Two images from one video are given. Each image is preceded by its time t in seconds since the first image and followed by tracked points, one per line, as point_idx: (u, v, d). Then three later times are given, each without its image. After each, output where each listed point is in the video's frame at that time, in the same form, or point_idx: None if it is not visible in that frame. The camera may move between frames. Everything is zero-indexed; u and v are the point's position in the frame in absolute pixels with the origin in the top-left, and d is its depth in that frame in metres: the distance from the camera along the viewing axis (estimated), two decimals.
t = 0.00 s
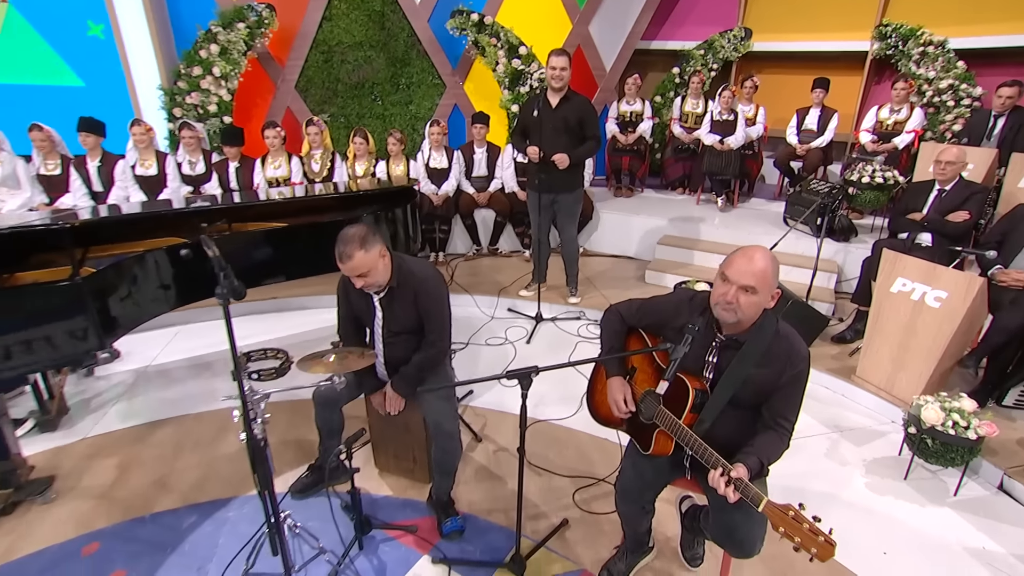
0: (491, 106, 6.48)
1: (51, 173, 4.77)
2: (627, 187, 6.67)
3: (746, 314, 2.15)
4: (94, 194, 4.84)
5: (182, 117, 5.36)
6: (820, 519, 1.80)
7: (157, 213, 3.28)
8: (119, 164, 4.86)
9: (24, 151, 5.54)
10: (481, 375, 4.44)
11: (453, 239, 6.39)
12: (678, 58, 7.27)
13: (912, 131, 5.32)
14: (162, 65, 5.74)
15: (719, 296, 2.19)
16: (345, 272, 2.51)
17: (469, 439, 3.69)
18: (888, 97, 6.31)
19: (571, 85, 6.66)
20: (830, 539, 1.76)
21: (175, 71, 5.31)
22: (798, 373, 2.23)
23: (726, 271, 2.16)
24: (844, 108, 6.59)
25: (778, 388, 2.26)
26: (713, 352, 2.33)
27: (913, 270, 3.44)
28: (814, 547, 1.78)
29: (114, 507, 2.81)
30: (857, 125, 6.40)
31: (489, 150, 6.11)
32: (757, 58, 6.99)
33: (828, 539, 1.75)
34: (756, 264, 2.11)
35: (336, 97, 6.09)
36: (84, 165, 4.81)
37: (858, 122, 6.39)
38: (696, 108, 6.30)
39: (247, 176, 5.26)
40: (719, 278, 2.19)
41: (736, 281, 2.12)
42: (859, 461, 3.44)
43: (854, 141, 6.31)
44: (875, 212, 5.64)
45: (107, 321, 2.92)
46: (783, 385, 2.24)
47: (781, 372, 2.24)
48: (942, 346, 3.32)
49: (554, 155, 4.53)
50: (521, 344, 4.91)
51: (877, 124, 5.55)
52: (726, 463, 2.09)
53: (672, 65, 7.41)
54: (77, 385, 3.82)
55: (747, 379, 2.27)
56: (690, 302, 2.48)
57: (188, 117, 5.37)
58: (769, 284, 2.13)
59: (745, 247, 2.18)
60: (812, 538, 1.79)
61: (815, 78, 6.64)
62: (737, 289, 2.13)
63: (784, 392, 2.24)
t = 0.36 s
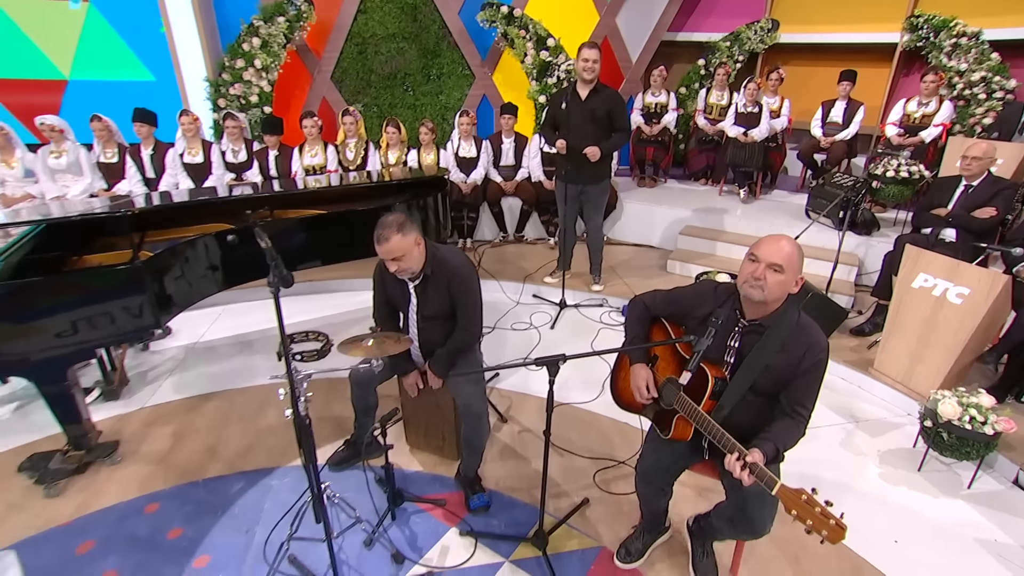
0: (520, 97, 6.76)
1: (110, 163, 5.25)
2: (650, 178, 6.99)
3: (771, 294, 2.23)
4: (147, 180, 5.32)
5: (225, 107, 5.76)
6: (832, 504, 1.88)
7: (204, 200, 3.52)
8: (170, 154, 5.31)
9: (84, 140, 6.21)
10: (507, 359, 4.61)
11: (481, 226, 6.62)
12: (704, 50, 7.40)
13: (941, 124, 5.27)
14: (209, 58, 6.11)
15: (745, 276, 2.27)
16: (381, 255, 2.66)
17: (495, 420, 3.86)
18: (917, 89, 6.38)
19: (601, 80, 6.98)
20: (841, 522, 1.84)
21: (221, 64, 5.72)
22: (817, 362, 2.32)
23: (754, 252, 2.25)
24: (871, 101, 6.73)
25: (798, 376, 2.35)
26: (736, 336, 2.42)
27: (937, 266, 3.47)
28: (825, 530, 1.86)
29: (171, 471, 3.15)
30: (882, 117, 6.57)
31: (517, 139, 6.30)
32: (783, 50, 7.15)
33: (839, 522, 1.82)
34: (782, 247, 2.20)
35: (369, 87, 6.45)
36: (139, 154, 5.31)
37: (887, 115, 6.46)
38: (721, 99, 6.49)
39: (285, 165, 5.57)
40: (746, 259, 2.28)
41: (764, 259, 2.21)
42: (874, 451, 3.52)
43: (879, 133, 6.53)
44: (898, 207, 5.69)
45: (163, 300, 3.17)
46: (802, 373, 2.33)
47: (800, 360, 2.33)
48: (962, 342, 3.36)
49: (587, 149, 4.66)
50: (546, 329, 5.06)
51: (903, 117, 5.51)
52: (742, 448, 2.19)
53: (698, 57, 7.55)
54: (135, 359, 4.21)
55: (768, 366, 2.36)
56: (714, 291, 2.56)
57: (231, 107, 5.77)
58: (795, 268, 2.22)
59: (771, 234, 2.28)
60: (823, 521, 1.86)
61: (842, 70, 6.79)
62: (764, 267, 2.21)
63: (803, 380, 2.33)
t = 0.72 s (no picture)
0: (546, 88, 7.12)
1: (160, 149, 6.11)
2: (673, 168, 7.12)
3: (797, 275, 2.34)
4: (193, 165, 6.15)
5: (264, 96, 6.48)
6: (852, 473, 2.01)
7: (245, 186, 3.85)
8: (214, 141, 6.06)
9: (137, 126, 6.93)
10: (530, 343, 4.76)
11: (506, 213, 6.84)
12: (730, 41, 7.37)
13: (971, 117, 5.20)
14: (250, 49, 6.50)
15: (772, 260, 2.38)
16: (416, 248, 2.80)
17: (519, 401, 4.02)
18: (944, 83, 6.28)
19: (626, 71, 7.10)
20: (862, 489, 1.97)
21: (261, 54, 6.37)
22: (837, 345, 2.39)
23: (780, 235, 2.38)
24: (897, 93, 6.67)
25: (817, 358, 2.41)
26: (760, 318, 2.52)
27: (960, 263, 3.49)
28: (847, 496, 1.99)
29: (219, 440, 3.50)
30: (909, 111, 6.49)
31: (544, 129, 6.43)
32: (809, 42, 7.15)
33: (862, 489, 1.95)
34: (806, 231, 2.34)
35: (400, 77, 6.95)
36: (186, 141, 6.11)
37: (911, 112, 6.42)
38: (746, 91, 6.54)
39: (321, 152, 6.22)
40: (771, 243, 2.40)
41: (791, 242, 2.33)
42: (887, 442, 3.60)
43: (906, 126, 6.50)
44: (922, 201, 5.67)
45: (211, 279, 3.38)
46: (823, 354, 2.40)
47: (821, 342, 2.41)
48: (982, 338, 3.41)
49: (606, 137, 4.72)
50: (569, 314, 5.19)
51: (932, 110, 5.51)
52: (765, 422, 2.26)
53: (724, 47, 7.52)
54: (185, 333, 4.69)
55: (789, 348, 2.43)
56: (738, 279, 2.65)
57: (271, 95, 6.49)
58: (818, 251, 2.35)
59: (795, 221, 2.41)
60: (846, 489, 1.99)
61: (869, 62, 6.75)
62: (790, 249, 2.34)
63: (823, 362, 2.40)
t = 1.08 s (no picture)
0: (573, 76, 7.19)
1: (199, 135, 6.39)
2: (699, 158, 7.12)
3: (829, 264, 2.39)
4: (229, 151, 6.40)
5: (297, 83, 6.71)
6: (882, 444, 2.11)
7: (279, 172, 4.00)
8: (249, 128, 6.33)
9: (178, 113, 7.11)
10: (554, 329, 4.85)
11: (531, 201, 6.92)
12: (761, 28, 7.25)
13: (1011, 109, 5.08)
14: (282, 36, 6.63)
15: (802, 249, 2.44)
16: (447, 231, 2.89)
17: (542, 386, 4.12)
18: (987, 72, 6.12)
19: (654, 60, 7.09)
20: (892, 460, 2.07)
21: (294, 43, 6.59)
22: (864, 333, 2.43)
23: (811, 225, 2.42)
24: (935, 83, 6.58)
25: (844, 345, 2.45)
26: (789, 306, 2.55)
27: (993, 261, 3.47)
28: (877, 467, 2.09)
29: (256, 415, 3.68)
30: (946, 101, 6.35)
31: (570, 118, 6.45)
32: (844, 30, 7.04)
33: (892, 460, 2.05)
34: (836, 222, 2.39)
35: (429, 64, 7.13)
36: (222, 128, 6.35)
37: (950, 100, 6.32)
38: (775, 81, 6.44)
39: (351, 138, 6.43)
40: (802, 233, 2.45)
41: (823, 232, 2.38)
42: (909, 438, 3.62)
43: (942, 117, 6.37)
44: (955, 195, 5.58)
45: (250, 261, 3.53)
46: (852, 342, 2.44)
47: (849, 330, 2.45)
48: (1012, 337, 3.40)
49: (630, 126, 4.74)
50: (592, 303, 5.25)
51: (971, 101, 5.39)
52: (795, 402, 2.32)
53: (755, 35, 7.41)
54: (223, 313, 4.92)
55: (817, 336, 2.47)
56: (766, 270, 2.69)
57: (304, 82, 6.69)
58: (848, 242, 2.41)
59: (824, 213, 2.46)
60: (876, 459, 2.09)
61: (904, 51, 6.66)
62: (822, 239, 2.39)
63: (850, 349, 2.44)
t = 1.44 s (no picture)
0: (597, 62, 7.14)
1: (225, 120, 6.48)
2: (723, 147, 7.05)
3: (857, 257, 2.38)
4: (255, 136, 6.52)
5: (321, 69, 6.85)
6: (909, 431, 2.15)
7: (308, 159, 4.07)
8: (274, 112, 6.41)
9: (208, 99, 7.25)
10: (574, 317, 4.88)
11: (553, 189, 6.94)
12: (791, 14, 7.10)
13: None
14: (307, 21, 6.78)
15: (831, 242, 2.44)
16: (476, 221, 2.92)
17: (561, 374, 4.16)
18: None
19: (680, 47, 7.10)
20: (920, 446, 2.11)
21: (319, 27, 6.68)
22: (892, 327, 2.40)
23: (841, 219, 2.41)
24: (975, 70, 6.40)
25: (871, 338, 2.43)
26: (816, 298, 2.55)
27: None
28: (906, 453, 2.13)
29: (283, 396, 3.79)
30: (986, 90, 6.20)
31: (593, 105, 6.41)
32: (879, 14, 6.88)
33: (921, 446, 2.08)
34: (866, 217, 2.37)
35: (452, 49, 7.15)
36: (249, 112, 6.46)
37: (990, 89, 6.17)
38: (804, 68, 6.34)
39: (375, 123, 6.48)
40: (832, 226, 2.45)
41: (852, 226, 2.38)
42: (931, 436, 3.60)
43: (981, 107, 6.21)
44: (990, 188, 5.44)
45: (277, 245, 3.60)
46: (879, 334, 2.42)
47: (876, 323, 2.42)
48: None
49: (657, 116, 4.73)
50: (612, 292, 5.27)
51: (1013, 89, 5.21)
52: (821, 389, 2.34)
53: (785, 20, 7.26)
54: (249, 296, 5.04)
55: (843, 329, 2.46)
56: (794, 264, 2.68)
57: (327, 68, 6.76)
58: (879, 237, 2.37)
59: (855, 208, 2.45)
60: (904, 445, 2.13)
61: (943, 37, 6.51)
62: (851, 233, 2.38)
63: (878, 342, 2.41)
